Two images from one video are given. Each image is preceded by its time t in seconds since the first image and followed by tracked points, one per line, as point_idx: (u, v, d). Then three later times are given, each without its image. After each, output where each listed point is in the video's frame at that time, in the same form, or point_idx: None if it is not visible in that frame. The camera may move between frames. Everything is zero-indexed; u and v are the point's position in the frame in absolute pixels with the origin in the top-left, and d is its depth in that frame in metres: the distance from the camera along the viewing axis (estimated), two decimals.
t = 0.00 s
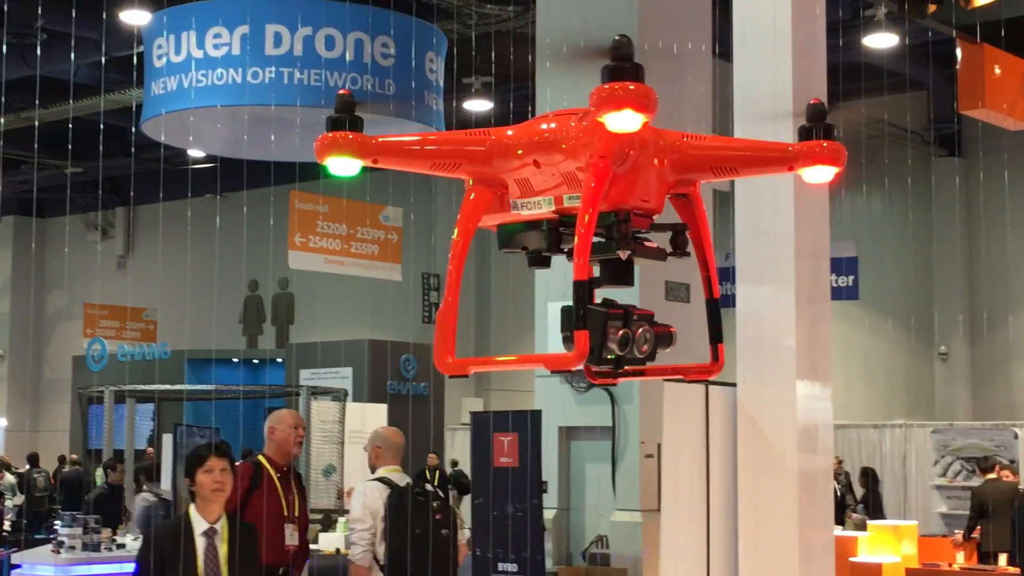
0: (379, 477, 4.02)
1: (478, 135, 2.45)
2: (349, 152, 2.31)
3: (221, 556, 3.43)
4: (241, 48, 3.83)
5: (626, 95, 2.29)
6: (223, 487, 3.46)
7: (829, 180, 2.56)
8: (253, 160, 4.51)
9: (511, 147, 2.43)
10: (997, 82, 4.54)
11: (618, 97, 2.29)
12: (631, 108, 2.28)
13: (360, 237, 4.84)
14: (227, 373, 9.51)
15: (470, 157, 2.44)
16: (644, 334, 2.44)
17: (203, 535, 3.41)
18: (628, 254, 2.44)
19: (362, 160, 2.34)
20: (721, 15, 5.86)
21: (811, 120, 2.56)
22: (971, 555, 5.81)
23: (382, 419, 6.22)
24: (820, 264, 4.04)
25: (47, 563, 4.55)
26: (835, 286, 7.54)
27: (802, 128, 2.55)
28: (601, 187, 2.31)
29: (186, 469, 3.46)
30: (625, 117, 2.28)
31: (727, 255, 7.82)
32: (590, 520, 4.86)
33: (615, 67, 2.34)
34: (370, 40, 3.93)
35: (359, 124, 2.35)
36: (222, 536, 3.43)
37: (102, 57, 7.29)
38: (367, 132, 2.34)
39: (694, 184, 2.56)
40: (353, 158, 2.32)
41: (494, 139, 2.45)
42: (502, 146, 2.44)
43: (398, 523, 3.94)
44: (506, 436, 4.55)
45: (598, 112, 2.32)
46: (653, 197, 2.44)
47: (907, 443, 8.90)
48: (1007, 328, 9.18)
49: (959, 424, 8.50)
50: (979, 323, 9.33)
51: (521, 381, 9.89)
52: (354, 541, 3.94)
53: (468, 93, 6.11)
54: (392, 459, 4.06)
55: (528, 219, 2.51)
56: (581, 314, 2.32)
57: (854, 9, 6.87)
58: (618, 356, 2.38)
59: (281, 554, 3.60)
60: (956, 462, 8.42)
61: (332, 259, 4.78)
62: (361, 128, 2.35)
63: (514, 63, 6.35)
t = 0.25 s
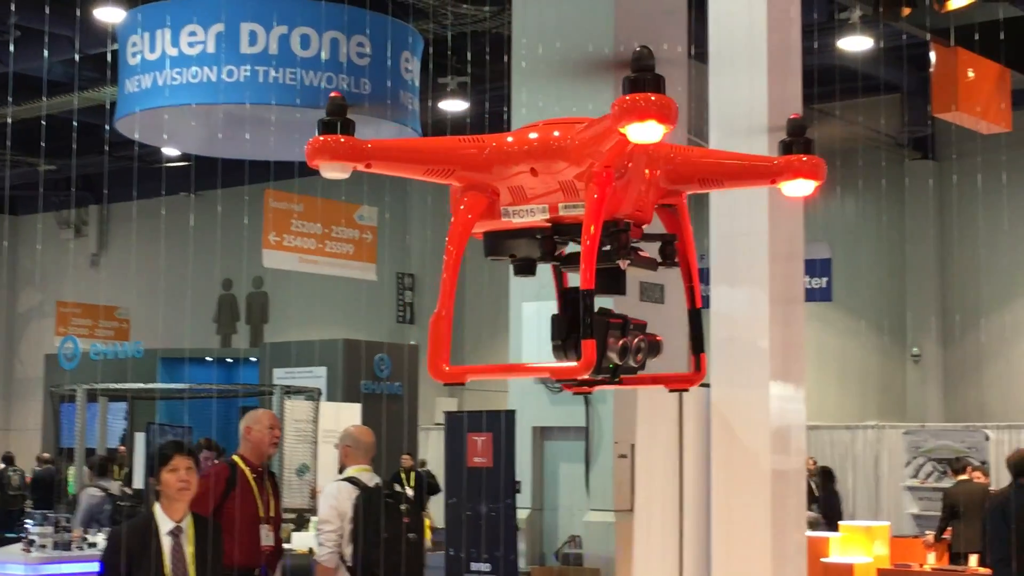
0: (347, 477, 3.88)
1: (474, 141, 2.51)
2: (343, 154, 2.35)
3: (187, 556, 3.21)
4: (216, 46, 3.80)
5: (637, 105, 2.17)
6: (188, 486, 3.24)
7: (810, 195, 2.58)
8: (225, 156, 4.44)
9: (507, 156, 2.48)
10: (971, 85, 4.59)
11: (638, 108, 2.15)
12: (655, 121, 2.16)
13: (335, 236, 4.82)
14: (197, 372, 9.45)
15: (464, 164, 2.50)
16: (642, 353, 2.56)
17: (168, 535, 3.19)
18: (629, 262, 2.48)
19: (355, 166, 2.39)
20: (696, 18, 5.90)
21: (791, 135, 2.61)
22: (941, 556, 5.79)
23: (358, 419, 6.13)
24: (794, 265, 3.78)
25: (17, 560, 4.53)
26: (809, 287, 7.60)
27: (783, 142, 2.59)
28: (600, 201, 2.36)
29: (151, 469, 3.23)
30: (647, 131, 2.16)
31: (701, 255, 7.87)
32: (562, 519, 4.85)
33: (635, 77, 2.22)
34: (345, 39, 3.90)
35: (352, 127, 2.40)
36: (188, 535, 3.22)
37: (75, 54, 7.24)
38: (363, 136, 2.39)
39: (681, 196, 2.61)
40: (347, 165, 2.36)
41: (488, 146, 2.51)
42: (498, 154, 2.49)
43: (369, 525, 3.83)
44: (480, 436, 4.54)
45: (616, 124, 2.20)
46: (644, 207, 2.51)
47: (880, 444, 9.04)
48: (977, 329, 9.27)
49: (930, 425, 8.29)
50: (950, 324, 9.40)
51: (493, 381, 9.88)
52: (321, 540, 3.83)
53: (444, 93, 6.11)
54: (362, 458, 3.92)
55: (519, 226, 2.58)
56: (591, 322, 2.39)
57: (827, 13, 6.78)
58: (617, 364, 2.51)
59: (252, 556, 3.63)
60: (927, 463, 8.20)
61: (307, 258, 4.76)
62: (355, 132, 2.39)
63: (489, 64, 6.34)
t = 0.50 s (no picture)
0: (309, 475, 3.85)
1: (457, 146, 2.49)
2: (327, 155, 2.41)
3: (151, 553, 3.18)
4: (183, 41, 3.78)
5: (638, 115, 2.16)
6: (150, 483, 3.19)
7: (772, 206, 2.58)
8: (194, 154, 4.43)
9: (491, 161, 2.47)
10: (937, 86, 4.61)
11: (643, 118, 2.14)
12: (666, 131, 2.14)
13: (303, 233, 4.78)
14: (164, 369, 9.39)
15: (448, 168, 2.49)
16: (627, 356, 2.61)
17: (131, 533, 3.17)
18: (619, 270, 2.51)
19: (339, 167, 2.44)
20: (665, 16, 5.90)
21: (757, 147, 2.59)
22: (907, 554, 5.80)
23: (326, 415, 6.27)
24: (761, 265, 3.67)
25: None
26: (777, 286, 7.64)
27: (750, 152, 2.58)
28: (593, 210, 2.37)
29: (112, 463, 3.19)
30: (659, 141, 2.14)
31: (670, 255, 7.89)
32: (530, 517, 5.00)
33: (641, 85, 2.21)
34: (314, 35, 3.88)
35: (337, 127, 2.45)
36: (152, 532, 3.19)
37: (39, 48, 7.16)
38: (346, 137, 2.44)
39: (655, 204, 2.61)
40: (331, 166, 2.42)
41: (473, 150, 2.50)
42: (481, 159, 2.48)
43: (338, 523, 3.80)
44: (448, 434, 4.52)
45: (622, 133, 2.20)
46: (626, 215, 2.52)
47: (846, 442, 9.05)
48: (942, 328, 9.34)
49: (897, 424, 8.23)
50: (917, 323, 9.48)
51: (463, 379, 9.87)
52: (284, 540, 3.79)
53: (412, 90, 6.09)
54: (323, 456, 3.90)
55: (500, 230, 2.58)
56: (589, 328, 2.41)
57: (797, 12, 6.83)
58: (604, 369, 2.55)
59: (220, 555, 3.60)
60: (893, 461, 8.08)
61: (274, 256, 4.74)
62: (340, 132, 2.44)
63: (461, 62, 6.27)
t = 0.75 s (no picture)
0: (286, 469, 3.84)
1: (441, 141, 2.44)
2: (311, 152, 2.34)
3: (125, 551, 3.16)
4: (155, 36, 3.74)
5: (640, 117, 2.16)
6: (125, 478, 3.17)
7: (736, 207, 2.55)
8: (166, 149, 4.40)
9: (476, 158, 2.43)
10: (910, 83, 4.64)
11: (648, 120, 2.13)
12: (667, 132, 2.12)
13: (276, 229, 4.76)
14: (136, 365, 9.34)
15: (433, 165, 2.44)
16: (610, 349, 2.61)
17: (105, 528, 3.14)
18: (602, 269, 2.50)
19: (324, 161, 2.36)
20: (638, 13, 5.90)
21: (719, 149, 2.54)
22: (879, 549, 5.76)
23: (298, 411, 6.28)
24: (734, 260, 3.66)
25: None
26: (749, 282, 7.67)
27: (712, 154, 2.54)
28: (584, 210, 2.38)
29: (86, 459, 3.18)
30: (659, 141, 2.13)
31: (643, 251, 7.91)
32: (503, 513, 5.05)
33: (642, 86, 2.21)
34: (287, 31, 3.84)
35: (322, 120, 2.37)
36: (126, 528, 3.17)
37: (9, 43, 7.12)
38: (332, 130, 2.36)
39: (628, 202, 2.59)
40: (317, 160, 2.35)
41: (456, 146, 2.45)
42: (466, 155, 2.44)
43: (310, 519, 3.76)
44: (421, 429, 4.51)
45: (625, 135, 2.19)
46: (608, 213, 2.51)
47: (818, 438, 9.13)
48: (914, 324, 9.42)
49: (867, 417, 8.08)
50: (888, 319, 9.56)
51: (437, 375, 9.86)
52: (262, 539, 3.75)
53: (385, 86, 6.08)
54: (299, 451, 3.89)
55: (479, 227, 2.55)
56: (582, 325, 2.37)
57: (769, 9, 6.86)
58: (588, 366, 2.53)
59: (191, 549, 3.58)
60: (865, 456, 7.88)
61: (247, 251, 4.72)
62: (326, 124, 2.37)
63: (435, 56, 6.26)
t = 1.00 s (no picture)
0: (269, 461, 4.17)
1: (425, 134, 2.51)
2: (301, 138, 2.37)
3: (101, 541, 3.38)
4: (127, 26, 3.69)
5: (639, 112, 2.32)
6: (104, 470, 3.43)
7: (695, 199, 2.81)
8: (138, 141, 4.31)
9: (460, 150, 2.51)
10: (882, 75, 4.70)
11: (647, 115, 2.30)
12: (662, 125, 2.31)
13: (248, 220, 4.70)
14: (107, 357, 9.28)
15: (417, 156, 2.51)
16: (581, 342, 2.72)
17: (83, 519, 3.35)
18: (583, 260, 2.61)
19: (313, 146, 2.40)
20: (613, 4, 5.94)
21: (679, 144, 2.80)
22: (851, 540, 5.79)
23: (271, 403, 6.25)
24: (707, 252, 3.67)
25: None
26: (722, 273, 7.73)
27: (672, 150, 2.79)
28: (570, 201, 2.50)
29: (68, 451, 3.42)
30: (655, 135, 2.32)
31: (616, 242, 7.95)
32: (477, 504, 5.06)
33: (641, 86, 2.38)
34: (259, 21, 3.83)
35: (310, 106, 2.41)
36: (103, 519, 3.38)
37: None
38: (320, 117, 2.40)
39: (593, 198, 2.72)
40: (307, 145, 2.38)
41: (440, 137, 2.52)
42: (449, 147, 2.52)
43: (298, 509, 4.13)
44: (394, 421, 4.51)
45: (622, 129, 2.34)
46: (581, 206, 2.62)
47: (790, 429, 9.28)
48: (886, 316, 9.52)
49: (842, 410, 7.92)
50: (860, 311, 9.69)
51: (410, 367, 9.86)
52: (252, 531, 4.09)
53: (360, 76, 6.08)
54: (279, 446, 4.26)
55: (457, 219, 2.63)
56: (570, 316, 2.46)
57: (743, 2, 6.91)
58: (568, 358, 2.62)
59: (165, 542, 3.62)
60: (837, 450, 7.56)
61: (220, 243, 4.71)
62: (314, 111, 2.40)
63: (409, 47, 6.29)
